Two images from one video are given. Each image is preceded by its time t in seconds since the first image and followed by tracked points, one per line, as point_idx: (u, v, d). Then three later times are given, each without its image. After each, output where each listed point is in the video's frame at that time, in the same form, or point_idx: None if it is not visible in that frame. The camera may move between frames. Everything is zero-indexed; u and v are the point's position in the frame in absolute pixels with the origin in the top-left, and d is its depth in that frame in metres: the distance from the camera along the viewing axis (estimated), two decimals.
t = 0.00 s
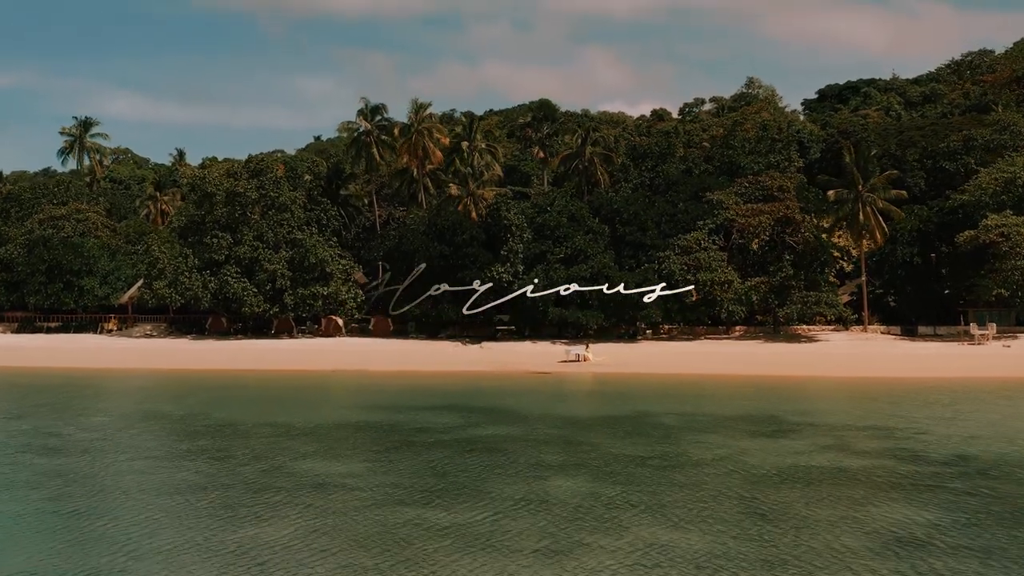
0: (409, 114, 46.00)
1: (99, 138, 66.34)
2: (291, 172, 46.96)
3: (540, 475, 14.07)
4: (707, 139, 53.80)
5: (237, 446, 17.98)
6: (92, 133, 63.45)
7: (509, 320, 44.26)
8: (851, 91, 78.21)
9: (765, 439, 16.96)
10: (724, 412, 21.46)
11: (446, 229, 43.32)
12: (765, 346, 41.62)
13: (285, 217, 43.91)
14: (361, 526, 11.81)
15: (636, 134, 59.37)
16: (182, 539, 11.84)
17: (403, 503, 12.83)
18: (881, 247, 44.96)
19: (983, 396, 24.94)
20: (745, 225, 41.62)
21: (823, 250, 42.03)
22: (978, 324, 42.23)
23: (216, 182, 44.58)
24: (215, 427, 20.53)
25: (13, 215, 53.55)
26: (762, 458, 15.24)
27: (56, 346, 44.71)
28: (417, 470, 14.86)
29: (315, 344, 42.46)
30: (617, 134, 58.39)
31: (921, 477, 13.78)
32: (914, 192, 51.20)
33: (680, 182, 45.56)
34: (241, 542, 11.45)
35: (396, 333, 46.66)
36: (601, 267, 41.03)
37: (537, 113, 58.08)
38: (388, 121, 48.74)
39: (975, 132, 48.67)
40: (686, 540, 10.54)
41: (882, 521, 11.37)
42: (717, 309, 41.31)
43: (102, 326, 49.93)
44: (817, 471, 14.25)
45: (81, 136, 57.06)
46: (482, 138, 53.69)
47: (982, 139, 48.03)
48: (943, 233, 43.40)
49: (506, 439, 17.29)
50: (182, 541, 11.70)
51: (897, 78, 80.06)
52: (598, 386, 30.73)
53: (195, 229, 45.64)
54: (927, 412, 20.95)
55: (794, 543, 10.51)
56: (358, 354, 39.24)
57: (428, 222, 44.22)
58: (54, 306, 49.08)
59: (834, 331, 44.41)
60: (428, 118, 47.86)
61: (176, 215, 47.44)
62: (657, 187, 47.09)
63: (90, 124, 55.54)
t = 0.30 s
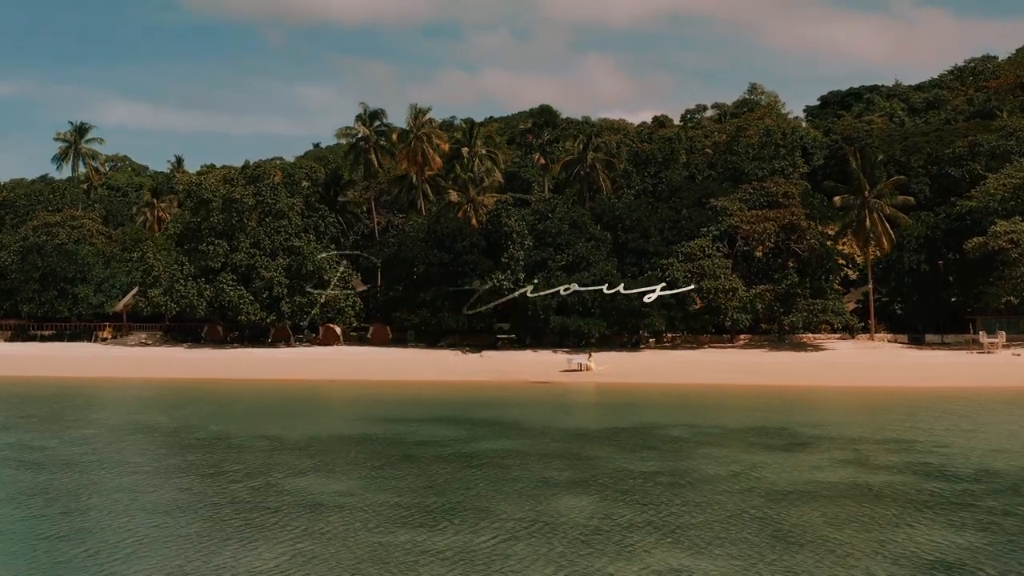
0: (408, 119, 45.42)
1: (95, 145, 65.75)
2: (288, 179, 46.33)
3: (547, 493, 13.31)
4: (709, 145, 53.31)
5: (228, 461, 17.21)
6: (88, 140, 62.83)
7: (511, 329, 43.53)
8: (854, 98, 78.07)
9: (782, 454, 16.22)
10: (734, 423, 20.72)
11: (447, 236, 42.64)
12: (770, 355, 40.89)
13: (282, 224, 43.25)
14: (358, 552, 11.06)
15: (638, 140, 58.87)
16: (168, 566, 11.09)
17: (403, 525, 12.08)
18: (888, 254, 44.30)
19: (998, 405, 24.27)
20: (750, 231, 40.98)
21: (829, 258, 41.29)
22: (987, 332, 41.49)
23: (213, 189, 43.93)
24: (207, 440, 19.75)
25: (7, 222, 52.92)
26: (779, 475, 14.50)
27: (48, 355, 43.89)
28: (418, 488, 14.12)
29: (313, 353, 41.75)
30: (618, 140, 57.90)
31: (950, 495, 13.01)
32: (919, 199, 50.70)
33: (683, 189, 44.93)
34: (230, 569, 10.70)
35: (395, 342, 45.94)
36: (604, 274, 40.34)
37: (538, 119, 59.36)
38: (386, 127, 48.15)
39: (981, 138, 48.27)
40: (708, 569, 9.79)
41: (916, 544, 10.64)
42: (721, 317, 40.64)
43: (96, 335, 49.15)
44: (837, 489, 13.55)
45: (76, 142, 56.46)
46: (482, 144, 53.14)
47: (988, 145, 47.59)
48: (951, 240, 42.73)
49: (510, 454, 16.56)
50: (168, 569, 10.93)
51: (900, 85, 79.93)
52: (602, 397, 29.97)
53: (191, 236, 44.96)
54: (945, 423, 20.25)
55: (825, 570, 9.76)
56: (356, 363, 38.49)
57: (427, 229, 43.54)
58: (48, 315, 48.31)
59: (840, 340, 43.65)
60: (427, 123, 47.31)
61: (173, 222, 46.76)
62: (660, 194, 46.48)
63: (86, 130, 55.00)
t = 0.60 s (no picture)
0: (406, 124, 44.78)
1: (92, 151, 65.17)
2: (286, 185, 45.71)
3: (553, 514, 12.58)
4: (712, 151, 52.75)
5: (219, 477, 16.44)
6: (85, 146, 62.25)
7: (511, 337, 42.80)
8: (857, 104, 77.76)
9: (798, 468, 15.47)
10: (745, 436, 19.96)
11: (446, 243, 41.93)
12: (776, 364, 40.13)
13: (279, 230, 42.59)
14: None
15: (640, 146, 58.28)
16: None
17: (403, 548, 11.35)
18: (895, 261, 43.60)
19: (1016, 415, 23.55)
20: (755, 238, 40.32)
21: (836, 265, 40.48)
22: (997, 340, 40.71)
23: (209, 195, 43.30)
24: (197, 453, 18.99)
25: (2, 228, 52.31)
26: (797, 491, 13.79)
27: (41, 364, 43.15)
28: (417, 507, 13.37)
29: (310, 362, 41.03)
30: (620, 146, 57.40)
31: (979, 514, 12.29)
32: (924, 205, 50.12)
33: (687, 195, 44.29)
34: None
35: (394, 350, 45.22)
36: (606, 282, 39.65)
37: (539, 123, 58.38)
38: (385, 132, 47.54)
39: (988, 144, 47.81)
40: None
41: (950, 569, 9.95)
42: (725, 325, 39.93)
43: (90, 343, 48.41)
44: (859, 507, 12.85)
45: (71, 148, 55.84)
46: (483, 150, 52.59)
47: (994, 151, 47.12)
48: (959, 247, 41.99)
49: (514, 469, 15.81)
50: None
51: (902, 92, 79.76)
52: (605, 407, 29.22)
53: (187, 243, 44.30)
54: (965, 434, 19.55)
55: None
56: (354, 372, 37.74)
57: (426, 236, 42.86)
58: (42, 323, 47.59)
59: (847, 348, 42.90)
60: (427, 129, 46.74)
61: (169, 228, 46.11)
62: (664, 200, 45.84)
63: (81, 136, 54.39)
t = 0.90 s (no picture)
0: (405, 129, 44.08)
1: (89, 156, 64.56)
2: (284, 190, 45.04)
3: (561, 533, 11.87)
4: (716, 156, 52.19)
5: (208, 491, 15.75)
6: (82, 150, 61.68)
7: (512, 344, 42.10)
8: (860, 110, 77.52)
9: (813, 483, 14.77)
10: (756, 447, 19.22)
11: (447, 248, 41.19)
12: (782, 372, 39.41)
13: (276, 236, 41.91)
14: None
15: (642, 151, 57.76)
16: None
17: (401, 572, 10.63)
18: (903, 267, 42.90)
19: None
20: (761, 243, 39.64)
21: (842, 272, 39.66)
22: (1007, 347, 39.93)
23: (205, 200, 42.65)
24: (187, 465, 18.31)
25: None
26: (816, 508, 13.08)
27: (34, 371, 42.40)
28: (414, 526, 12.67)
29: (308, 369, 40.29)
30: (623, 151, 56.88)
31: (1013, 535, 11.57)
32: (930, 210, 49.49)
33: (691, 200, 43.66)
34: None
35: (393, 357, 44.48)
36: (609, 288, 39.04)
37: (540, 129, 56.74)
38: (384, 136, 46.90)
39: (995, 149, 47.41)
40: None
41: None
42: (730, 332, 39.24)
43: (84, 350, 47.69)
44: (884, 526, 12.17)
45: (66, 152, 55.23)
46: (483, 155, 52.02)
47: (1001, 156, 46.66)
48: (968, 253, 41.26)
49: (516, 483, 15.11)
50: None
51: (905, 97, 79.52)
52: (609, 416, 28.47)
53: (183, 248, 43.62)
54: (984, 444, 18.89)
55: None
56: (352, 380, 37.00)
57: (426, 241, 42.16)
58: (35, 329, 46.87)
59: (853, 355, 42.16)
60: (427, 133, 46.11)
61: (165, 234, 45.45)
62: (667, 205, 45.19)
63: (77, 141, 53.82)
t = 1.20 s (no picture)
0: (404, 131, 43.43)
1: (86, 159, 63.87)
2: (281, 192, 44.35)
3: (569, 555, 11.13)
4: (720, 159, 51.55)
5: (196, 505, 15.03)
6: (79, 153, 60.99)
7: (513, 350, 41.35)
8: (863, 113, 77.00)
9: (832, 496, 14.07)
10: (768, 457, 18.56)
11: (447, 252, 40.44)
12: (788, 377, 38.70)
13: (273, 239, 41.19)
14: None
15: (644, 154, 57.12)
16: None
17: None
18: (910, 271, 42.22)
19: None
20: (767, 247, 38.93)
21: (849, 276, 38.95)
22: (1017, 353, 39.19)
23: (202, 203, 41.96)
24: (177, 476, 17.56)
25: None
26: (839, 525, 12.34)
27: (26, 376, 41.61)
28: (412, 545, 11.96)
29: (305, 375, 39.53)
30: (625, 154, 56.24)
31: None
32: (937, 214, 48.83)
33: (696, 203, 43.02)
34: None
35: (393, 363, 43.71)
36: (612, 293, 38.41)
37: (541, 131, 55.39)
38: (383, 138, 46.22)
39: (1002, 152, 46.91)
40: None
41: None
42: (735, 337, 38.52)
43: (79, 355, 46.89)
44: (912, 544, 11.45)
45: (61, 154, 54.55)
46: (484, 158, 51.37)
47: (1008, 159, 46.10)
48: (976, 257, 40.53)
49: (519, 497, 14.42)
50: None
51: (909, 101, 79.09)
52: (613, 424, 27.74)
53: (178, 252, 42.88)
54: (1006, 455, 18.18)
55: None
56: (350, 386, 36.24)
57: (425, 245, 41.46)
58: (29, 334, 46.09)
59: (861, 361, 41.42)
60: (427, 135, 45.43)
61: (160, 237, 44.73)
62: (672, 208, 44.48)
63: (72, 143, 53.14)
